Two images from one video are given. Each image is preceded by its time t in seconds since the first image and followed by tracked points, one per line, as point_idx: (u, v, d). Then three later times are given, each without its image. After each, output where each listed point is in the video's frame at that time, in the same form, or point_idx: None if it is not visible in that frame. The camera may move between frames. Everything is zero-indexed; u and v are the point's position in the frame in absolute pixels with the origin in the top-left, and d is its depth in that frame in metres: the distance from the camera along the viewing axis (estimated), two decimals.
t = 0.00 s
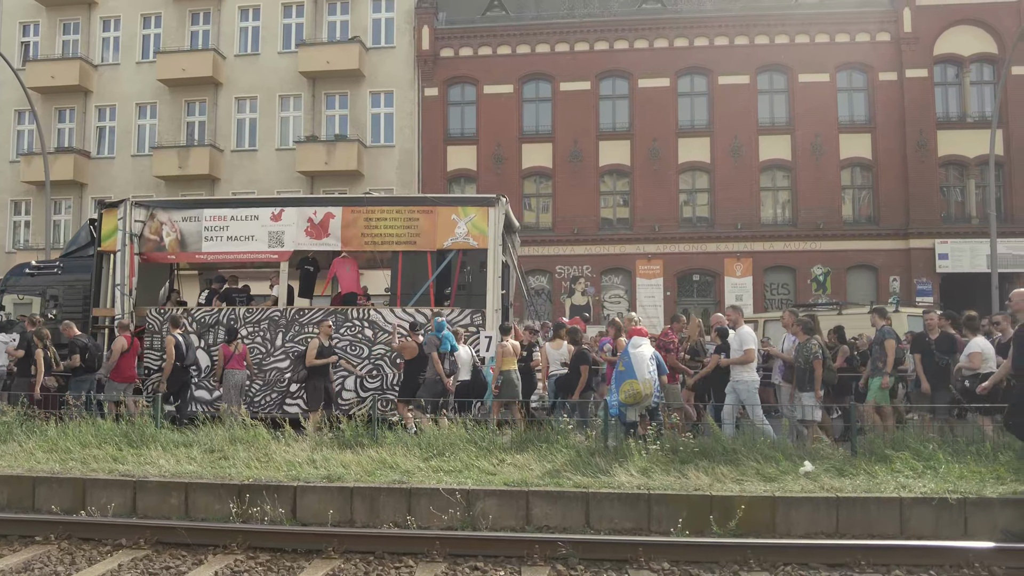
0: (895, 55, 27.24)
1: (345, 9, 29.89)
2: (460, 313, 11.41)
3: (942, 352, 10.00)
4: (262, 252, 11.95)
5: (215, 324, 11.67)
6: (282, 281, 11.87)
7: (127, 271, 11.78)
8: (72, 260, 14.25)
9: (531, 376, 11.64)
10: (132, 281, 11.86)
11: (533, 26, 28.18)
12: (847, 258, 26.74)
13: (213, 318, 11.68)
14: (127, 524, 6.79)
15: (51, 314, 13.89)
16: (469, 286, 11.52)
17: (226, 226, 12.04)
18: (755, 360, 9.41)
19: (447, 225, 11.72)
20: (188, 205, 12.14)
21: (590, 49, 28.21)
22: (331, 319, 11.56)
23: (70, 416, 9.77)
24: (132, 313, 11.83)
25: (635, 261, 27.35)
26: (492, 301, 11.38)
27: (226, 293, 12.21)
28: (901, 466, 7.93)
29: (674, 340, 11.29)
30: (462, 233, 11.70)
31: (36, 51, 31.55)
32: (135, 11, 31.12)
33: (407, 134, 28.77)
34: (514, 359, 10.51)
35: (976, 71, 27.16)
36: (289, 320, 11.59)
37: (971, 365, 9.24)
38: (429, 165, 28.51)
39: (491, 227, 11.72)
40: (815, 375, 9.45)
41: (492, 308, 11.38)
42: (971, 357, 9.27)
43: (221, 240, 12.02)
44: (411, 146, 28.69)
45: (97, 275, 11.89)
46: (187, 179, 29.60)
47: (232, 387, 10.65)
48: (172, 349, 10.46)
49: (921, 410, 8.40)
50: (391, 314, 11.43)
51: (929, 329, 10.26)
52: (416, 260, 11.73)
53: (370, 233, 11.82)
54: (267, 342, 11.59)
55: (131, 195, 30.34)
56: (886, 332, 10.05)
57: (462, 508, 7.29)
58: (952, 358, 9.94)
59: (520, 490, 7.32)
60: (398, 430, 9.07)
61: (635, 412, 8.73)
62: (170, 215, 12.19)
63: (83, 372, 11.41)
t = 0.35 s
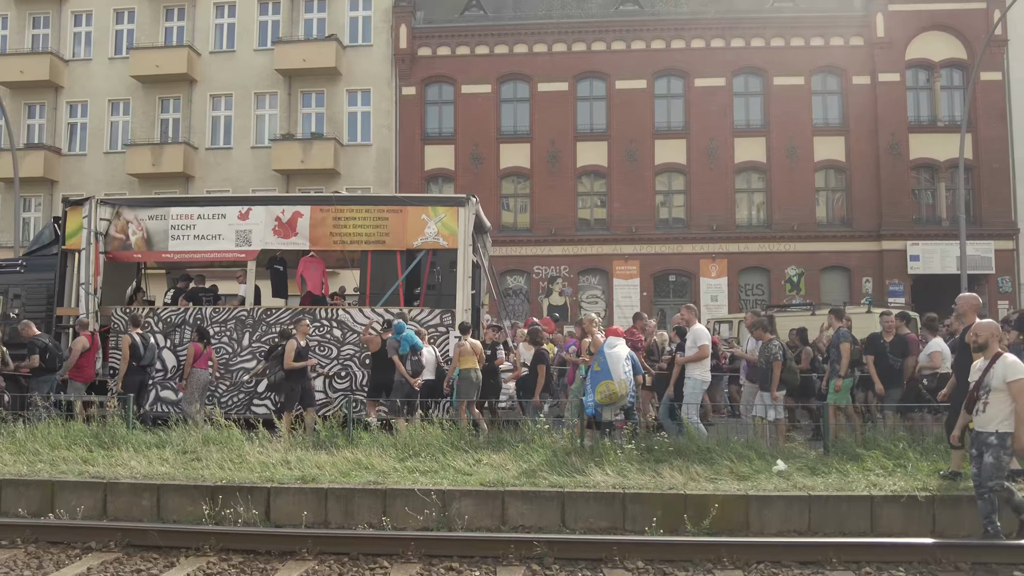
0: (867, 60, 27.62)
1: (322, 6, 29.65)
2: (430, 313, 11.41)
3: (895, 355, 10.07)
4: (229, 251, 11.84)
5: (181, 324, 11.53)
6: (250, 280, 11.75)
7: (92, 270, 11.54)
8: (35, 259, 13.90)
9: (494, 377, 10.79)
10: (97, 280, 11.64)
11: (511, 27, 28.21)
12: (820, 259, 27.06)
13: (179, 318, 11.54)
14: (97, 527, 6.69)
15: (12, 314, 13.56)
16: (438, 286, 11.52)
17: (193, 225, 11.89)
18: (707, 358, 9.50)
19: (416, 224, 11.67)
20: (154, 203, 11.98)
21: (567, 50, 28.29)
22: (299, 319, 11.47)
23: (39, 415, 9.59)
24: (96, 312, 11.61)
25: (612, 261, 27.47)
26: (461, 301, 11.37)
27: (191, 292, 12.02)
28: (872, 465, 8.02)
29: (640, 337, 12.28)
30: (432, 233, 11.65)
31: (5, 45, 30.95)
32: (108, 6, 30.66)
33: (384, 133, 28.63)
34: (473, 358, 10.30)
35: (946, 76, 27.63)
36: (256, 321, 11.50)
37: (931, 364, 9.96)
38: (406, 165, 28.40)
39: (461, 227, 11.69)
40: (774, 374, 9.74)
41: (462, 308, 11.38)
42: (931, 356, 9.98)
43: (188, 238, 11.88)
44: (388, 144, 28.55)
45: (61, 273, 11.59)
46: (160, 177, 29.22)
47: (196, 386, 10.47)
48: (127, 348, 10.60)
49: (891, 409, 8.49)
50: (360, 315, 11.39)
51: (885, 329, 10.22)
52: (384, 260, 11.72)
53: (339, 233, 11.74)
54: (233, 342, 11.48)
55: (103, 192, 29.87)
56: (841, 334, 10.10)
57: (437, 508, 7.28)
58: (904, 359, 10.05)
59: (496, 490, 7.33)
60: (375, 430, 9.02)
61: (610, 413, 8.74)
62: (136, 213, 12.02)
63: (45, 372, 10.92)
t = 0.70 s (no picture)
0: (839, 63, 28.00)
1: (297, 3, 29.38)
2: (398, 312, 11.40)
3: (841, 353, 9.74)
4: (194, 249, 11.74)
5: (145, 324, 11.41)
6: (215, 279, 11.67)
7: (54, 269, 11.33)
8: None
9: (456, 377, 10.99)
10: (58, 279, 11.44)
11: (488, 27, 28.19)
12: (792, 260, 27.37)
13: (143, 317, 11.41)
14: (64, 531, 6.58)
15: None
16: (406, 286, 11.46)
17: (158, 224, 11.75)
18: (661, 358, 9.45)
19: (384, 224, 11.61)
20: (117, 201, 11.81)
21: (544, 51, 28.36)
22: (266, 318, 11.43)
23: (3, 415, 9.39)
24: (58, 312, 11.43)
25: (588, 262, 27.58)
26: (430, 301, 11.32)
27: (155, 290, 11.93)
28: (842, 463, 8.13)
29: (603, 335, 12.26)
30: (400, 233, 11.59)
31: None
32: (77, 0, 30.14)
33: (359, 132, 28.47)
34: (439, 357, 10.23)
35: (916, 81, 28.09)
36: (222, 320, 11.43)
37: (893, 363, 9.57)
38: (382, 164, 28.27)
39: (429, 227, 11.64)
40: (727, 373, 10.05)
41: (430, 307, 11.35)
42: (892, 356, 9.65)
43: (152, 237, 11.73)
44: (363, 143, 28.40)
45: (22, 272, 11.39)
46: (131, 174, 28.80)
47: (157, 389, 10.17)
48: (85, 348, 10.39)
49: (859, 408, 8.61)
50: (326, 314, 11.33)
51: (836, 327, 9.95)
52: (352, 260, 11.61)
53: (305, 232, 11.65)
54: (198, 342, 11.38)
55: (72, 190, 29.37)
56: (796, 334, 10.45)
57: (411, 509, 7.26)
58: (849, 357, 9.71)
59: (470, 490, 7.33)
60: (349, 431, 8.97)
61: (585, 412, 8.80)
62: (99, 211, 11.84)
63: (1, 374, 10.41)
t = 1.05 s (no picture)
0: (808, 67, 28.41)
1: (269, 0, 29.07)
2: (362, 313, 11.34)
3: (776, 355, 9.50)
4: (155, 249, 11.54)
5: (104, 324, 11.31)
6: (176, 279, 11.47)
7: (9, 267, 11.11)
8: None
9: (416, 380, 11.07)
10: (14, 278, 11.20)
11: (462, 27, 28.17)
12: (763, 261, 27.70)
13: (102, 317, 11.32)
14: (26, 535, 6.45)
15: None
16: (371, 286, 11.44)
17: (118, 222, 11.52)
18: (610, 360, 9.56)
19: (349, 223, 11.53)
20: (76, 199, 11.58)
21: (518, 51, 28.39)
22: (227, 318, 11.29)
23: None
24: (13, 312, 11.14)
25: (561, 262, 27.67)
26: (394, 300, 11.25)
27: (116, 290, 11.75)
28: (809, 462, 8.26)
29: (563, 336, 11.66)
30: (365, 233, 11.54)
31: None
32: None
33: (332, 130, 28.26)
34: (404, 359, 10.27)
35: (884, 85, 28.57)
36: (182, 321, 11.29)
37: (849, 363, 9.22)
38: (354, 163, 28.09)
39: (394, 227, 11.57)
40: (682, 371, 10.20)
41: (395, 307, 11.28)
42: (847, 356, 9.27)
43: (111, 236, 11.52)
44: (336, 142, 28.20)
45: None
46: (98, 171, 28.26)
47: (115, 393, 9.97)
48: (42, 348, 9.97)
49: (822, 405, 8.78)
50: (288, 314, 11.32)
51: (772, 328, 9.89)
52: (315, 259, 11.50)
53: (268, 231, 11.51)
54: (158, 343, 11.24)
55: (36, 187, 28.75)
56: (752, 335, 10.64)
57: (381, 510, 7.22)
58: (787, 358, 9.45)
59: (441, 491, 7.31)
60: (319, 432, 8.90)
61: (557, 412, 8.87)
62: (57, 209, 11.59)
63: None
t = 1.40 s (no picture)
0: (776, 72, 28.81)
1: None
2: (324, 313, 11.18)
3: (717, 352, 9.82)
4: (113, 246, 11.36)
5: (61, 324, 11.14)
6: (134, 278, 11.30)
7: None
8: None
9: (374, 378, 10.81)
10: None
11: (434, 26, 28.10)
12: (731, 263, 28.04)
13: (58, 317, 11.14)
14: None
15: None
16: (333, 286, 11.29)
17: (75, 220, 11.36)
18: (571, 361, 9.85)
19: (311, 223, 11.44)
20: (30, 197, 11.36)
21: (490, 52, 28.38)
22: (186, 318, 11.13)
23: None
24: None
25: (533, 262, 27.74)
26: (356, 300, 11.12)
27: (72, 289, 11.57)
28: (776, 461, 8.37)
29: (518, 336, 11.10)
30: (327, 233, 11.44)
31: None
32: None
33: (302, 128, 28.02)
34: (364, 359, 10.22)
35: (851, 90, 29.07)
36: (141, 320, 11.14)
37: (799, 363, 9.02)
38: (325, 162, 27.88)
39: (357, 226, 11.48)
40: (636, 374, 10.33)
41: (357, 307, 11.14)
42: (798, 355, 9.09)
43: (68, 234, 11.33)
44: (306, 140, 27.97)
45: None
46: (62, 168, 27.68)
47: (64, 392, 9.98)
48: None
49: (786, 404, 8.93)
50: (249, 314, 11.15)
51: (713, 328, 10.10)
52: (276, 258, 11.38)
53: (228, 229, 11.37)
54: (116, 343, 11.05)
55: None
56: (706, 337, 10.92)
57: (349, 511, 7.18)
58: (728, 356, 9.68)
59: (410, 491, 7.29)
60: (287, 433, 8.82)
61: (526, 412, 8.74)
62: (12, 206, 11.40)
63: None
